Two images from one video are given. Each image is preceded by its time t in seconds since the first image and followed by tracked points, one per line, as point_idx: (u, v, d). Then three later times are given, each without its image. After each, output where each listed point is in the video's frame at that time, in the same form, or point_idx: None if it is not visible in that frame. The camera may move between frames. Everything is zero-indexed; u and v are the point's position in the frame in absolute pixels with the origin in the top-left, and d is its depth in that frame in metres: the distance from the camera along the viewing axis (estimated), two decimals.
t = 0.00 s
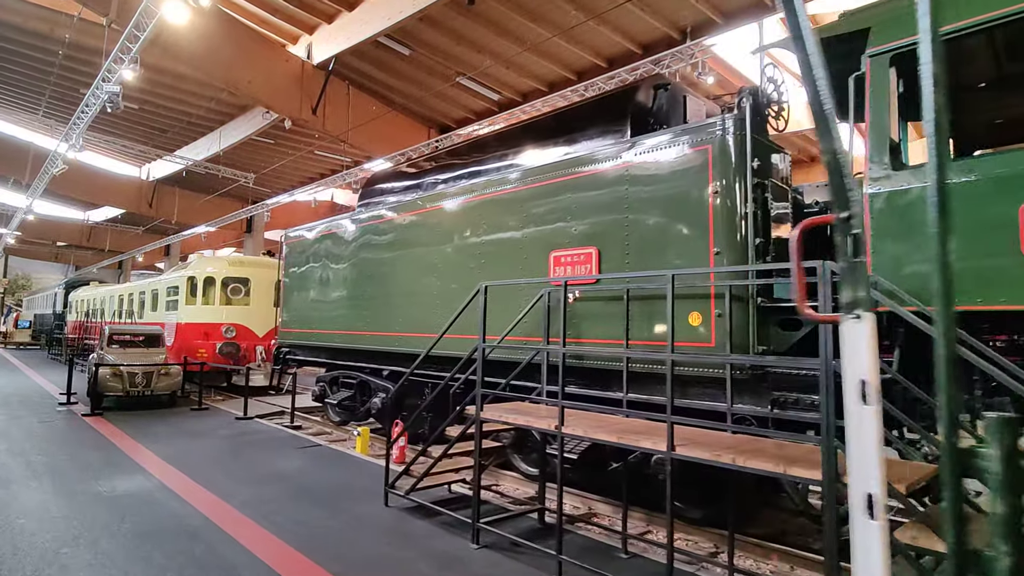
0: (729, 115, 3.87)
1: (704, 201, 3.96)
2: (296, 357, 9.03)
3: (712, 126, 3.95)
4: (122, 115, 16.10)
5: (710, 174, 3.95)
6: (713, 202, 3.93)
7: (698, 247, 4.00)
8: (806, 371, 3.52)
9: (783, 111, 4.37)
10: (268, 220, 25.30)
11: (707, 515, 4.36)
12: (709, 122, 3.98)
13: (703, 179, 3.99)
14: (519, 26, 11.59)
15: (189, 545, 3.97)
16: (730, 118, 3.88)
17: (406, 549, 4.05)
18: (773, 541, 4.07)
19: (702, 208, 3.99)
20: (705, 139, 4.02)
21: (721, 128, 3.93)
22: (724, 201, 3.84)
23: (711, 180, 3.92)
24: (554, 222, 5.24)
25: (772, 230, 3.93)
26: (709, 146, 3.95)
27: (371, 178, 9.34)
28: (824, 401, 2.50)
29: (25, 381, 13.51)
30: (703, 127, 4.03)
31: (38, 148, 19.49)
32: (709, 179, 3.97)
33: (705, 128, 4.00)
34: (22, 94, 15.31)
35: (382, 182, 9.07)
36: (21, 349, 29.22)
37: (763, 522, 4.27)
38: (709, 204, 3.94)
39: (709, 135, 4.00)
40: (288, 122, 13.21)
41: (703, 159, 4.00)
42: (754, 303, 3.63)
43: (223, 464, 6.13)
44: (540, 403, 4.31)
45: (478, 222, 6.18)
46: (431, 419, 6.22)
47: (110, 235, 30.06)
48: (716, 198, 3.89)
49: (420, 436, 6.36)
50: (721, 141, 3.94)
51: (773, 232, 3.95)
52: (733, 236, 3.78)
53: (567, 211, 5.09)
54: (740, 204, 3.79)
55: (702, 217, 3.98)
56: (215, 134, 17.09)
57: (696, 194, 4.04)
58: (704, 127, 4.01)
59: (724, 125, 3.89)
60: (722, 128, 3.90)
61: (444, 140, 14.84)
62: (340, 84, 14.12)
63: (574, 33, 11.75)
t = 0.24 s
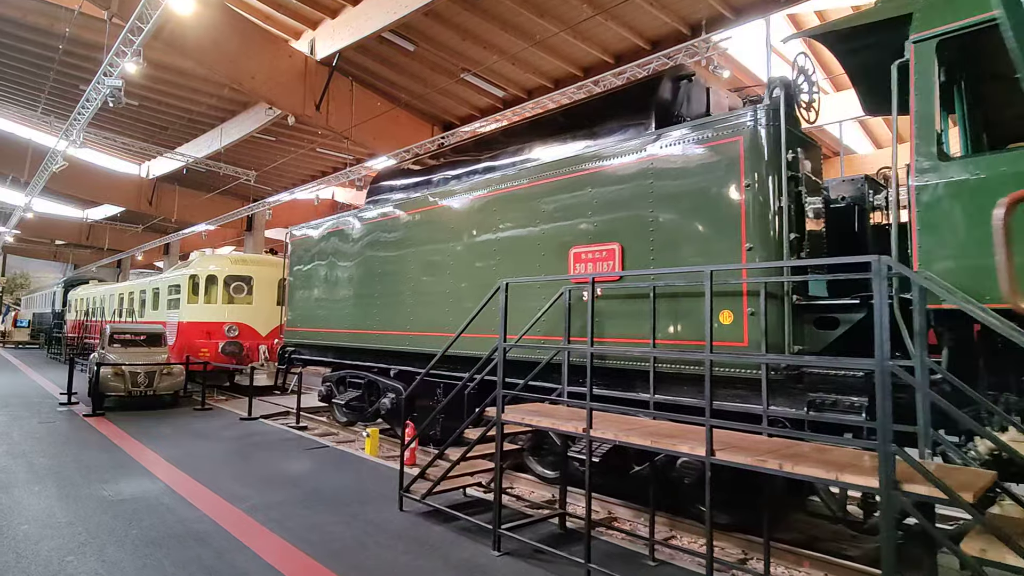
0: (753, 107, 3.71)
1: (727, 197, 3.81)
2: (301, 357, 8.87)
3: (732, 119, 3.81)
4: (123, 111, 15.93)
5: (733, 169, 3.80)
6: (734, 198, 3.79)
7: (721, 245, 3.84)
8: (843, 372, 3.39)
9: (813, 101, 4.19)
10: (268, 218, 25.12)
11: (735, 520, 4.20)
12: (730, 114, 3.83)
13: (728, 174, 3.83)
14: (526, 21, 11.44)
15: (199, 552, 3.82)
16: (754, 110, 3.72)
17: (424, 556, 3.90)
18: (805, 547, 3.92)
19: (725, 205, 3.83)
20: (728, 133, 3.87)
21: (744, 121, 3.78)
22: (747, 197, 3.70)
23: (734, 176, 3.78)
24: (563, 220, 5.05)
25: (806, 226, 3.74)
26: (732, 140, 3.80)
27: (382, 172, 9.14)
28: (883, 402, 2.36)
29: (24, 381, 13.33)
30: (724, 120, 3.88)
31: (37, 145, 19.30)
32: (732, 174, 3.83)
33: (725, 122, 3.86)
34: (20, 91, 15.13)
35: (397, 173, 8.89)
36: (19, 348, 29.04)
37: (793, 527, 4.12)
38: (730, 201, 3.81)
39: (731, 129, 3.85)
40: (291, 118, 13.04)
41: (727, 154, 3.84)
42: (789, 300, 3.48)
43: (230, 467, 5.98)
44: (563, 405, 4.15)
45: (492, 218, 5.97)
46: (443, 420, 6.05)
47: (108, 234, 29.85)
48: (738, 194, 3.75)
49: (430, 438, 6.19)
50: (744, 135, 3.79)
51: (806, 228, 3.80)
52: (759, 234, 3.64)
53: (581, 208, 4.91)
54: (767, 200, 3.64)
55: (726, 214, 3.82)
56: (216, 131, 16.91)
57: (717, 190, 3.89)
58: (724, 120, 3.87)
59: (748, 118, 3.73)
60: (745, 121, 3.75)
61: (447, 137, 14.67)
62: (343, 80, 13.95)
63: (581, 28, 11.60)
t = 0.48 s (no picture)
0: (768, 106, 3.64)
1: (746, 194, 3.72)
2: (306, 357, 8.68)
3: (745, 118, 3.76)
4: (123, 108, 15.72)
5: (756, 167, 3.70)
6: (753, 195, 3.71)
7: (750, 244, 3.70)
8: (888, 377, 3.23)
9: (849, 93, 3.97)
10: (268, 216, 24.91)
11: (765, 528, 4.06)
12: (745, 113, 3.77)
13: (748, 173, 3.74)
14: (533, 16, 11.26)
15: (208, 564, 3.65)
16: (771, 113, 3.63)
17: (444, 568, 3.73)
18: (840, 558, 3.76)
19: (745, 202, 3.75)
20: (743, 133, 3.81)
21: (761, 124, 3.71)
22: (766, 194, 3.63)
23: (754, 175, 3.69)
24: (574, 218, 4.95)
25: (845, 224, 3.57)
26: (750, 139, 3.72)
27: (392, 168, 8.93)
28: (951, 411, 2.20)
29: (24, 382, 13.13)
30: (736, 117, 3.83)
31: (35, 143, 19.08)
32: (751, 173, 3.74)
33: (737, 120, 3.80)
34: (18, 87, 14.91)
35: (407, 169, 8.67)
36: (17, 347, 28.82)
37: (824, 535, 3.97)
38: (750, 198, 3.73)
39: (750, 127, 3.75)
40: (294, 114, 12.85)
41: (748, 153, 3.74)
42: (828, 301, 3.31)
43: (236, 471, 5.80)
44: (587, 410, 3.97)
45: (509, 215, 5.72)
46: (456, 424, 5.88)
47: (107, 232, 29.63)
48: (757, 192, 3.67)
49: (442, 442, 6.00)
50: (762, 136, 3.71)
51: (846, 224, 3.63)
52: (795, 231, 3.48)
53: (590, 207, 4.81)
54: (777, 200, 3.59)
55: (746, 210, 3.74)
56: (217, 128, 16.70)
57: (734, 188, 3.81)
58: (737, 119, 3.81)
59: (769, 124, 3.64)
60: (762, 124, 3.69)
61: (450, 135, 14.49)
62: (347, 76, 13.75)
63: (589, 24, 11.43)
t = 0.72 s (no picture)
0: (778, 100, 3.59)
1: (764, 188, 3.65)
2: (311, 356, 8.50)
3: (752, 113, 3.72)
4: (122, 104, 15.52)
5: (774, 161, 3.62)
6: (772, 189, 3.64)
7: (779, 239, 3.56)
8: (933, 376, 3.06)
9: (884, 80, 3.78)
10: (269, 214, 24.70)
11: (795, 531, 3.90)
12: (755, 107, 3.72)
13: (764, 167, 3.66)
14: (540, 10, 11.07)
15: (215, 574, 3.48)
16: (783, 108, 3.58)
17: None
18: (876, 565, 3.60)
19: (763, 196, 3.67)
20: (751, 127, 3.76)
21: (770, 118, 3.66)
22: (784, 189, 3.56)
23: (772, 170, 3.61)
24: (592, 212, 4.78)
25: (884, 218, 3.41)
26: (762, 134, 3.66)
27: (400, 164, 8.75)
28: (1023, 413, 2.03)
29: (23, 381, 12.95)
30: (743, 112, 3.78)
31: (33, 139, 18.87)
32: (767, 168, 3.66)
33: (747, 115, 3.75)
34: (16, 83, 14.70)
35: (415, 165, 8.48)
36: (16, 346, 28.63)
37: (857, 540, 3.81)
38: (767, 192, 3.65)
39: (764, 121, 3.68)
40: (296, 110, 12.66)
41: (763, 148, 3.66)
42: (868, 296, 3.15)
43: (241, 474, 5.63)
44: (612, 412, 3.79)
45: (524, 209, 5.51)
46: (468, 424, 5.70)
47: (106, 231, 29.42)
48: (775, 186, 3.60)
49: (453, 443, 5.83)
50: (773, 130, 3.66)
51: (885, 217, 3.46)
52: (832, 225, 3.32)
53: (600, 202, 4.72)
54: (792, 195, 3.54)
55: (763, 204, 3.67)
56: (217, 124, 16.50)
57: (750, 183, 3.73)
58: (746, 113, 3.76)
59: (780, 120, 3.59)
60: (772, 118, 3.63)
61: (453, 131, 14.30)
62: (349, 71, 13.57)
63: (596, 17, 11.24)
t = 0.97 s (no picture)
0: (791, 95, 3.53)
1: (782, 184, 3.55)
2: (316, 357, 8.31)
3: (763, 108, 3.68)
4: (121, 101, 15.30)
5: (790, 155, 3.53)
6: (791, 185, 3.54)
7: (811, 236, 3.40)
8: (988, 381, 2.85)
9: (927, 69, 3.58)
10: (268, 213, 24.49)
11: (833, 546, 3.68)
12: (764, 104, 3.68)
13: (779, 163, 3.58)
14: (547, 4, 10.87)
15: None
16: (795, 102, 3.52)
17: None
18: None
19: (780, 192, 3.57)
20: (759, 123, 3.71)
21: (781, 114, 3.60)
22: (803, 184, 3.46)
23: (788, 165, 3.53)
24: (613, 208, 4.59)
25: (932, 213, 3.22)
26: (773, 129, 3.60)
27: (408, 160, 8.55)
28: None
29: (21, 381, 12.75)
30: (751, 108, 3.74)
31: (31, 136, 18.66)
32: (782, 164, 3.58)
33: (758, 110, 3.69)
34: (13, 79, 14.49)
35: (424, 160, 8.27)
36: (13, 346, 28.42)
37: (897, 551, 3.64)
38: (785, 188, 3.55)
39: (777, 115, 3.61)
40: (298, 106, 12.45)
41: (777, 143, 3.59)
42: (916, 296, 2.98)
43: (247, 479, 5.44)
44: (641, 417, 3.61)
45: (542, 206, 5.27)
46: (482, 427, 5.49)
47: (104, 230, 29.19)
48: (794, 182, 3.50)
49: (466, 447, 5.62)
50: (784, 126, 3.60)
51: (932, 212, 3.27)
52: (875, 221, 3.15)
53: (613, 199, 4.59)
54: (811, 190, 3.43)
55: (778, 199, 3.58)
56: (218, 121, 16.29)
57: (764, 178, 3.65)
58: (757, 109, 3.71)
59: (789, 115, 3.54)
60: (784, 114, 3.57)
61: (456, 128, 14.07)
62: (353, 67, 13.37)
63: (604, 12, 11.05)
